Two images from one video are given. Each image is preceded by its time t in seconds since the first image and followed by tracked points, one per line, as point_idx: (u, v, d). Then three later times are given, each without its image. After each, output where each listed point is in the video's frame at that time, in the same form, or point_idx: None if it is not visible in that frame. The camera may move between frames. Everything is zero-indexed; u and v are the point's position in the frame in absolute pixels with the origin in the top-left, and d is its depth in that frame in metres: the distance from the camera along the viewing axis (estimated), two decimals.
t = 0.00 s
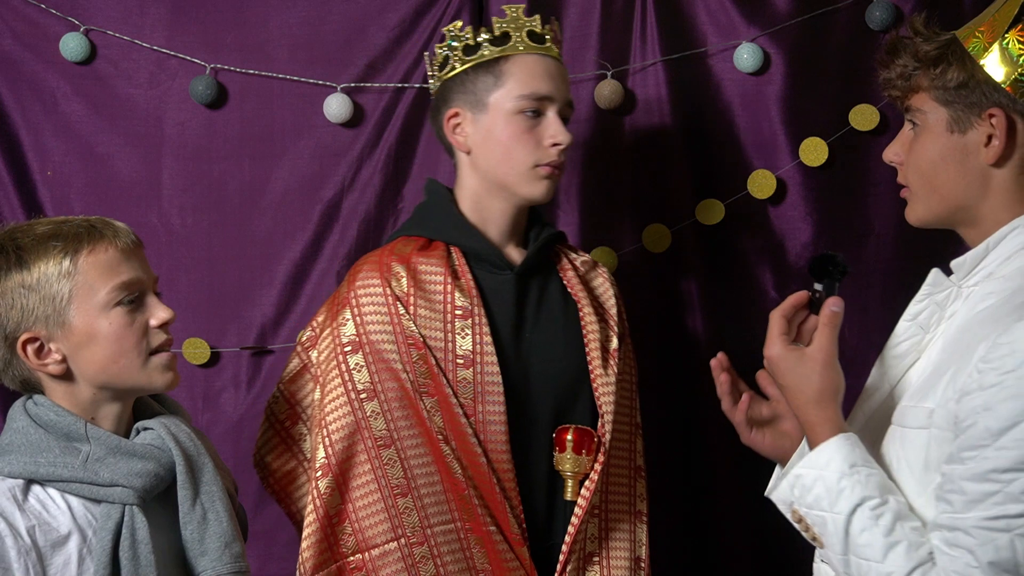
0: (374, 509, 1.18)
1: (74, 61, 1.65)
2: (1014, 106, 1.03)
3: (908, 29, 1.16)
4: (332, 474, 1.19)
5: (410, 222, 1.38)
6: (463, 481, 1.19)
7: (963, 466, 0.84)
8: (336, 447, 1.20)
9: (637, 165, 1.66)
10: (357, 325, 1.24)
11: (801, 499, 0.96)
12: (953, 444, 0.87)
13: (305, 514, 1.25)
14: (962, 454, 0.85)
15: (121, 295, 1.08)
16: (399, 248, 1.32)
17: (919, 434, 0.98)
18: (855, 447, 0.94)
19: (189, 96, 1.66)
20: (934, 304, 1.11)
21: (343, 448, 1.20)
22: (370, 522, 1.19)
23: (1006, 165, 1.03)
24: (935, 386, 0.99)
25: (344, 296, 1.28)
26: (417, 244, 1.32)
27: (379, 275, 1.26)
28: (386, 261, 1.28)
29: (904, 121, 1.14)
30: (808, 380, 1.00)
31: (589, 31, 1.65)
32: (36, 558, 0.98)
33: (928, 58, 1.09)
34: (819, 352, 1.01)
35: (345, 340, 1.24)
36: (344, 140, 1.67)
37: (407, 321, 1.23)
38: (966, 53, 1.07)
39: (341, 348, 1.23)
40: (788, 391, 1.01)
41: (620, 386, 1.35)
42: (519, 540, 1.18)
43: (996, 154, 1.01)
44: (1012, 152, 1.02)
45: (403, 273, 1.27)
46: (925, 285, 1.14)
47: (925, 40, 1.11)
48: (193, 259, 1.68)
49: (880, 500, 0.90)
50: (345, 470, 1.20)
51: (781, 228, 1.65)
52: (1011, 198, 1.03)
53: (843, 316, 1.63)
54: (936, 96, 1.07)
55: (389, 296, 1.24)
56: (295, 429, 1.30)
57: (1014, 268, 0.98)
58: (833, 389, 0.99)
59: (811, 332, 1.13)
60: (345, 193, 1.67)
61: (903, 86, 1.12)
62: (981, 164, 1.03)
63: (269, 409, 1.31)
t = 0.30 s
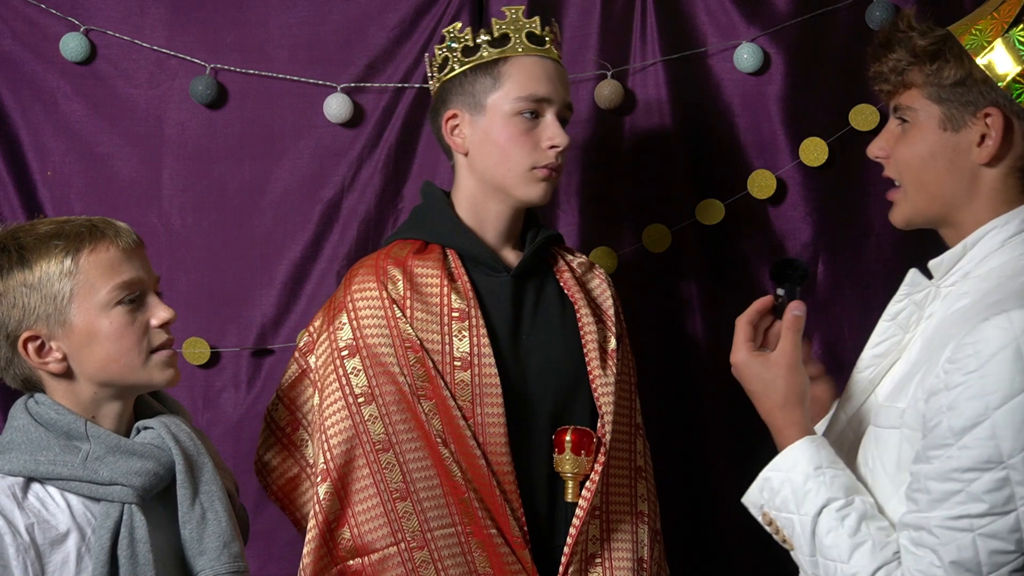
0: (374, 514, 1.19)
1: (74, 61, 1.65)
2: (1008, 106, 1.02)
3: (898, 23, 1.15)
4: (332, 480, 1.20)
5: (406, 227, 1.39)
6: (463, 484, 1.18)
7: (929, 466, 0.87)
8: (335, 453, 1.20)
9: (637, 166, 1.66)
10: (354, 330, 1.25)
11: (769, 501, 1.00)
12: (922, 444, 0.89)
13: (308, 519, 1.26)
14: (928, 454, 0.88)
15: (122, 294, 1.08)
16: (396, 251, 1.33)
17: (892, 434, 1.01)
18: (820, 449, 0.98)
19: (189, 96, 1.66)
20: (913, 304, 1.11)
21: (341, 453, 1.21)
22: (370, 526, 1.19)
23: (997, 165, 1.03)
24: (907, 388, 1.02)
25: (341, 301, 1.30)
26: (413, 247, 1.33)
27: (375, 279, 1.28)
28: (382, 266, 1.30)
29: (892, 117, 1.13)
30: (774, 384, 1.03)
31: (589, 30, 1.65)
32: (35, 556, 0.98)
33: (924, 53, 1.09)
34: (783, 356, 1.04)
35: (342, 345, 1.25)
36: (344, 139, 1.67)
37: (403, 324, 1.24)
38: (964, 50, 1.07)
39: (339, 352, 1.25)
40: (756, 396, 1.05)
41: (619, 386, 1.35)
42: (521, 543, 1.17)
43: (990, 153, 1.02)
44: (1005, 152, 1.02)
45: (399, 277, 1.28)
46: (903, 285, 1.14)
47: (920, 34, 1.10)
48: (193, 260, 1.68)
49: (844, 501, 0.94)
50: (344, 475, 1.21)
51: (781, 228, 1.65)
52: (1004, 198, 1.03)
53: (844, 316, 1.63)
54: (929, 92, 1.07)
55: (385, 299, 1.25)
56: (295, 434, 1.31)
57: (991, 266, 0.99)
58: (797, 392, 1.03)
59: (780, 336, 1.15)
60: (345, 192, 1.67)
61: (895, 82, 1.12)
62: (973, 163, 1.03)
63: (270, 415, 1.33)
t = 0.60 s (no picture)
0: (370, 526, 1.18)
1: (74, 61, 1.65)
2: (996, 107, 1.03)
3: (875, 26, 1.16)
4: (326, 494, 1.19)
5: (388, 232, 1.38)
6: (459, 492, 1.19)
7: (910, 458, 0.90)
8: (328, 466, 1.19)
9: (637, 166, 1.66)
10: (342, 340, 1.24)
11: (759, 476, 1.04)
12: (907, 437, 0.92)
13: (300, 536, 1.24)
14: (910, 447, 0.90)
15: (122, 294, 1.08)
16: (379, 258, 1.31)
17: (879, 432, 1.02)
18: (813, 431, 1.02)
19: (189, 96, 1.66)
20: (903, 304, 1.12)
21: (335, 466, 1.19)
22: (366, 539, 1.19)
23: (984, 165, 1.03)
24: (894, 385, 1.03)
25: (327, 310, 1.28)
26: (398, 253, 1.32)
27: (361, 288, 1.26)
28: (367, 273, 1.28)
29: (872, 120, 1.14)
30: (775, 363, 1.09)
31: (589, 30, 1.65)
32: (34, 554, 0.98)
33: (906, 54, 1.10)
34: (788, 338, 1.09)
35: (330, 356, 1.24)
36: (344, 139, 1.67)
37: (392, 333, 1.23)
38: (945, 49, 1.07)
39: (327, 363, 1.23)
40: (758, 374, 1.10)
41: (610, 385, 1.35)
42: (519, 549, 1.18)
43: (976, 154, 1.02)
44: (992, 152, 1.03)
45: (385, 285, 1.26)
46: (892, 285, 1.15)
47: (901, 36, 1.12)
48: (193, 260, 1.68)
49: (829, 483, 0.98)
50: (339, 489, 1.19)
51: (781, 228, 1.65)
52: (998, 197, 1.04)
53: (844, 316, 1.63)
54: (912, 95, 1.08)
55: (372, 308, 1.24)
56: (283, 449, 1.29)
57: (981, 267, 0.99)
58: (798, 372, 1.08)
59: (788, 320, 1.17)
60: (345, 193, 1.67)
61: (876, 84, 1.12)
62: (958, 163, 1.04)
63: (257, 429, 1.30)
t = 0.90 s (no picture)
0: (369, 532, 1.18)
1: (74, 61, 1.65)
2: (994, 107, 1.03)
3: (867, 30, 1.15)
4: (323, 501, 1.19)
5: (379, 234, 1.37)
6: (457, 496, 1.19)
7: (907, 458, 0.90)
8: (325, 472, 1.20)
9: (637, 166, 1.66)
10: (336, 346, 1.24)
11: (759, 473, 1.05)
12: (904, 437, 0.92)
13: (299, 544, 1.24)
14: (908, 446, 0.90)
15: (120, 293, 1.08)
16: (372, 261, 1.31)
17: (876, 433, 1.02)
18: (813, 429, 1.02)
19: (189, 96, 1.66)
20: (901, 304, 1.12)
21: (331, 473, 1.20)
22: (366, 545, 1.19)
23: (983, 167, 1.03)
24: (892, 386, 1.04)
25: (319, 315, 1.27)
26: (390, 256, 1.31)
27: (354, 292, 1.26)
28: (360, 277, 1.28)
29: (868, 125, 1.13)
30: (780, 360, 1.09)
31: (589, 30, 1.65)
32: (35, 553, 0.98)
33: (901, 58, 1.09)
34: (792, 337, 1.09)
35: (324, 362, 1.23)
36: (344, 139, 1.67)
37: (387, 337, 1.23)
38: (941, 52, 1.07)
39: (322, 369, 1.23)
40: (762, 371, 1.10)
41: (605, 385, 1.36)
42: (518, 553, 1.19)
43: (977, 155, 1.02)
44: (991, 153, 1.03)
45: (379, 288, 1.26)
46: (891, 285, 1.14)
47: (895, 39, 1.11)
48: (192, 260, 1.68)
49: (828, 480, 0.98)
50: (337, 495, 1.20)
51: (781, 228, 1.65)
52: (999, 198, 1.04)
53: (844, 316, 1.63)
54: (909, 98, 1.07)
55: (366, 312, 1.24)
56: (277, 456, 1.28)
57: (980, 267, 0.99)
58: (802, 371, 1.08)
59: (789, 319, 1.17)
60: (345, 193, 1.67)
61: (872, 87, 1.12)
62: (957, 165, 1.04)
63: (249, 437, 1.29)
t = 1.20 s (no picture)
0: (368, 534, 1.18)
1: (74, 61, 1.65)
2: (998, 108, 1.03)
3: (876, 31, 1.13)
4: (323, 503, 1.19)
5: (379, 235, 1.37)
6: (457, 498, 1.19)
7: (915, 458, 0.90)
8: (324, 474, 1.20)
9: (637, 166, 1.66)
10: (336, 347, 1.24)
11: (767, 476, 1.05)
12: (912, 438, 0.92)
13: (297, 546, 1.24)
14: (916, 447, 0.90)
15: (119, 294, 1.08)
16: (372, 262, 1.31)
17: (885, 433, 1.02)
18: (820, 432, 1.02)
19: (189, 96, 1.66)
20: (909, 304, 1.12)
21: (331, 475, 1.20)
22: (365, 547, 1.19)
23: (989, 167, 1.03)
24: (900, 386, 1.04)
25: (319, 316, 1.27)
26: (391, 257, 1.31)
27: (354, 293, 1.26)
28: (361, 278, 1.28)
29: (878, 127, 1.13)
30: (787, 362, 1.08)
31: (589, 30, 1.65)
32: (34, 553, 0.99)
33: (906, 61, 1.08)
34: (799, 338, 1.09)
35: (324, 363, 1.23)
36: (344, 139, 1.67)
37: (387, 339, 1.23)
38: (945, 53, 1.07)
39: (322, 371, 1.23)
40: (769, 374, 1.10)
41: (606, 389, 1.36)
42: (517, 555, 1.19)
43: (982, 155, 1.02)
44: (996, 153, 1.02)
45: (380, 290, 1.26)
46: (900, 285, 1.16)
47: (901, 41, 1.10)
48: (192, 260, 1.68)
49: (835, 482, 0.98)
50: (336, 497, 1.20)
51: (781, 228, 1.64)
52: (1002, 199, 1.03)
53: (844, 317, 1.63)
54: (914, 99, 1.07)
55: (367, 314, 1.24)
56: (277, 458, 1.28)
57: (987, 268, 0.99)
58: (808, 374, 1.07)
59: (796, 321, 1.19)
60: (345, 193, 1.67)
61: (879, 90, 1.11)
62: (964, 166, 1.04)
63: (250, 439, 1.29)
